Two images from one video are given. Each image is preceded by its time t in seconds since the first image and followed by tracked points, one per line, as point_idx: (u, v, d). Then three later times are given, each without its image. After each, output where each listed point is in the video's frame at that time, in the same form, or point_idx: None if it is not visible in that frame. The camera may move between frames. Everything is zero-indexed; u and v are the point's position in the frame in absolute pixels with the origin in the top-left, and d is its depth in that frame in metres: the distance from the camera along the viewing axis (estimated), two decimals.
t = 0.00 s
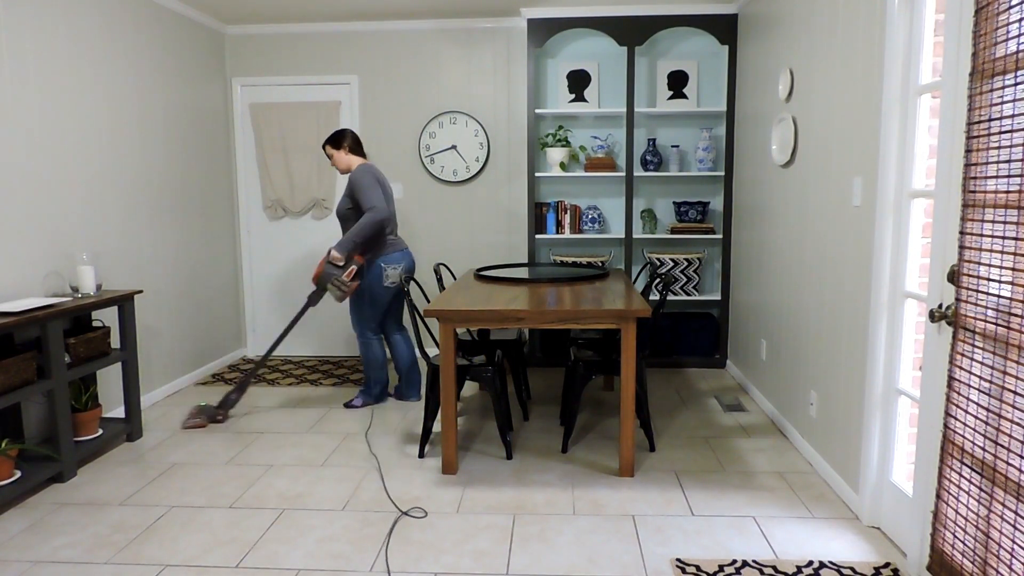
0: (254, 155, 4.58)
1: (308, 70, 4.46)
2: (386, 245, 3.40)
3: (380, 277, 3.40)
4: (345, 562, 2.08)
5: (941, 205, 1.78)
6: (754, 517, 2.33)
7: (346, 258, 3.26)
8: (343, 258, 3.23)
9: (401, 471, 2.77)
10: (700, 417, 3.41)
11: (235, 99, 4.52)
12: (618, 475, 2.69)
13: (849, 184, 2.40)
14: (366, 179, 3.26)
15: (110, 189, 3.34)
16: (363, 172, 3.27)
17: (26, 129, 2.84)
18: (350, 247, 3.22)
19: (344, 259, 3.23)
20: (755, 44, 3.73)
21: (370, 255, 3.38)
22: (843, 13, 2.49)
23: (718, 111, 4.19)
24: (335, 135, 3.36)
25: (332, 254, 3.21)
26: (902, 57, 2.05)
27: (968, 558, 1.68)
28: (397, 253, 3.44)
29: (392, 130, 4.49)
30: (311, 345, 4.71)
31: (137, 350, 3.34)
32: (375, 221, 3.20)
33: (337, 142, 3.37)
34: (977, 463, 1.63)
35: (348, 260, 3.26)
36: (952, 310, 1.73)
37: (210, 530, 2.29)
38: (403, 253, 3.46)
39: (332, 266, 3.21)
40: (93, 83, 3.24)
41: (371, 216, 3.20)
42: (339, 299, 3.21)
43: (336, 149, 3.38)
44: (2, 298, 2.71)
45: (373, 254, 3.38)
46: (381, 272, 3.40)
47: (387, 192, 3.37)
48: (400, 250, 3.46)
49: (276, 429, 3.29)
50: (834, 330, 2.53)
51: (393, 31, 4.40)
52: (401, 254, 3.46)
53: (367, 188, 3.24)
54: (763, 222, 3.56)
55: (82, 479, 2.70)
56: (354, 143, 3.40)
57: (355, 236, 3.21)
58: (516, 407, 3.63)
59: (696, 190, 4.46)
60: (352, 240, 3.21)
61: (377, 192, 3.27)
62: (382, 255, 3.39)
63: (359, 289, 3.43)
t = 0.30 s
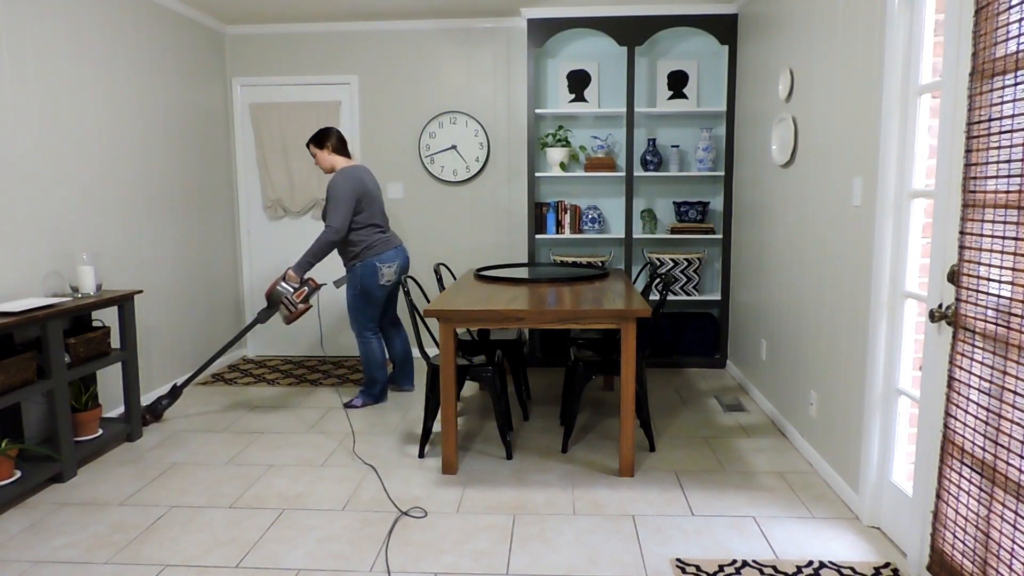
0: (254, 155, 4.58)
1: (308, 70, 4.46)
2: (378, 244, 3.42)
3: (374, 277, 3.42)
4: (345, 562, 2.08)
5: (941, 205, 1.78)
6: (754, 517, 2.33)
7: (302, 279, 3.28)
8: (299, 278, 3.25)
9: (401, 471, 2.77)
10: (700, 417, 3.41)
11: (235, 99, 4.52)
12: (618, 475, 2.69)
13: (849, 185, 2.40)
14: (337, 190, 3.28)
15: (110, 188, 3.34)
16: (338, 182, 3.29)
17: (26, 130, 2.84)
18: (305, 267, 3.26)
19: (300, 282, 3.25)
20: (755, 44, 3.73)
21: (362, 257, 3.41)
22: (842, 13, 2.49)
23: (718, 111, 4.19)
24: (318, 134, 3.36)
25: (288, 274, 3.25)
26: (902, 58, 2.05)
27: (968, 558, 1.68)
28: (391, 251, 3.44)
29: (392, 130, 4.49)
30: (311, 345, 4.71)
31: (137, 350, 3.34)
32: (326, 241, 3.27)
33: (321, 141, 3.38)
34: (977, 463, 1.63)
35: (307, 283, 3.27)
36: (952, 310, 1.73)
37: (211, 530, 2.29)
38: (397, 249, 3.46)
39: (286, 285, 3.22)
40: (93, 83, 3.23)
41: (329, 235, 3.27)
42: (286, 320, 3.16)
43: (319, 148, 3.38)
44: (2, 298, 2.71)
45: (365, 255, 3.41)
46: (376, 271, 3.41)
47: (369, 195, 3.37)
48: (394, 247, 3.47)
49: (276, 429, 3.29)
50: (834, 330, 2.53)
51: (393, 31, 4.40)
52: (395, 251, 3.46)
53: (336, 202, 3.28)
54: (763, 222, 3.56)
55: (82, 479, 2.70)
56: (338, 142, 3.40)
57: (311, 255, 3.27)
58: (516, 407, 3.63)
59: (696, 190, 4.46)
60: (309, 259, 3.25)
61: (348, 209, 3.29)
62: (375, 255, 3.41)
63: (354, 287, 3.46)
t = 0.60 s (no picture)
0: (254, 155, 4.58)
1: (308, 70, 4.46)
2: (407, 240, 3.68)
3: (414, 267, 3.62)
4: (345, 562, 2.08)
5: (941, 205, 1.78)
6: (754, 517, 2.33)
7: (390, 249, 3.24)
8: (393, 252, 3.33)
9: (401, 471, 2.77)
10: (700, 417, 3.41)
11: (235, 99, 4.52)
12: (618, 475, 2.69)
13: (849, 185, 2.40)
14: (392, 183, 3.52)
15: (110, 188, 3.34)
16: (387, 178, 3.51)
17: (26, 130, 2.84)
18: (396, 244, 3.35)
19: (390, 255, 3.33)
20: (755, 44, 3.73)
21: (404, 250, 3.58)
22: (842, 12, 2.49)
23: (718, 111, 4.19)
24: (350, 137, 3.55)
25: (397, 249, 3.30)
26: (902, 58, 2.05)
27: (968, 558, 1.68)
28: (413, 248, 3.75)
29: (392, 130, 4.49)
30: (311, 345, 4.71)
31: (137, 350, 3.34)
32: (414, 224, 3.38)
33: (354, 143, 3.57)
34: (976, 463, 1.63)
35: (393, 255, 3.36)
36: (952, 310, 1.73)
37: (211, 530, 2.29)
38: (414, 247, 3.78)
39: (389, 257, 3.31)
40: (93, 82, 3.23)
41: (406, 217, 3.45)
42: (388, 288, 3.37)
43: (345, 154, 3.53)
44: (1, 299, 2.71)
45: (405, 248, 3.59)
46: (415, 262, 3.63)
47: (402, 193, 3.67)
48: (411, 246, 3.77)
49: (276, 429, 3.29)
50: (834, 330, 2.53)
51: (393, 31, 4.40)
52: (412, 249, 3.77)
53: (394, 193, 3.51)
54: (763, 222, 3.56)
55: (82, 479, 2.70)
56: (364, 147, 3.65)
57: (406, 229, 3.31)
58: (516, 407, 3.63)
59: (696, 190, 4.46)
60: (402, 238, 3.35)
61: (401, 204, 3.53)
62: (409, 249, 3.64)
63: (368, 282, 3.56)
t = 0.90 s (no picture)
0: (253, 155, 4.58)
1: (308, 70, 4.46)
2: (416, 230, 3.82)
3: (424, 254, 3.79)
4: (345, 562, 2.08)
5: (941, 205, 1.78)
6: (754, 517, 2.33)
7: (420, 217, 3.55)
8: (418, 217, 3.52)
9: (401, 471, 2.77)
10: (700, 417, 3.41)
11: (235, 99, 4.52)
12: (618, 475, 2.70)
13: (849, 184, 2.40)
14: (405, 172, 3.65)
15: (110, 188, 3.34)
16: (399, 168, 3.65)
17: (25, 129, 2.83)
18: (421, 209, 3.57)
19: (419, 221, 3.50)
20: (755, 44, 3.73)
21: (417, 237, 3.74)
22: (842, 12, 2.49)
23: (718, 111, 4.19)
24: (356, 137, 3.61)
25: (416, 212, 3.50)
26: (902, 58, 2.05)
27: (968, 558, 1.68)
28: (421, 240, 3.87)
29: (392, 130, 4.49)
30: (311, 345, 4.71)
31: (137, 350, 3.34)
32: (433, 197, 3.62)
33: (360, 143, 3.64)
34: (976, 463, 1.63)
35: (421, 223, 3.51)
36: (952, 310, 1.73)
37: (211, 530, 2.29)
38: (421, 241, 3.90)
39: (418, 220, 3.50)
40: (93, 82, 3.24)
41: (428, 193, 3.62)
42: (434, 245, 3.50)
43: (353, 152, 3.61)
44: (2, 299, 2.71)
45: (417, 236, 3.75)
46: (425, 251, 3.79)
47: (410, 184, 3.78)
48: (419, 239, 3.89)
49: (276, 429, 3.29)
50: (834, 330, 2.53)
51: (393, 31, 4.40)
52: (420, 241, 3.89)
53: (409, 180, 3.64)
54: (763, 221, 3.56)
55: (82, 479, 2.70)
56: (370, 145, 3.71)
57: (430, 201, 3.58)
58: (516, 407, 3.63)
59: (696, 190, 4.46)
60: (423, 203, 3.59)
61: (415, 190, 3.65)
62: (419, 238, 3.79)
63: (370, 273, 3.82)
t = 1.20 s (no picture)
0: (253, 155, 4.58)
1: (308, 70, 4.46)
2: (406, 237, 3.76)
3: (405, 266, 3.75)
4: (345, 562, 2.08)
5: (941, 205, 1.78)
6: (754, 517, 2.33)
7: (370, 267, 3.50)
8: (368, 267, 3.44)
9: (401, 471, 2.78)
10: (699, 417, 3.41)
11: (235, 99, 4.52)
12: (618, 474, 2.70)
13: (849, 185, 2.40)
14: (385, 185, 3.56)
15: (110, 188, 3.34)
16: (381, 179, 3.56)
17: (25, 129, 2.84)
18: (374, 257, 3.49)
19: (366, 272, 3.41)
20: (755, 44, 3.73)
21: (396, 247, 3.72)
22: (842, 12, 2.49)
23: (718, 111, 4.19)
24: (346, 137, 3.59)
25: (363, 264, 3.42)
26: (902, 58, 2.05)
27: (968, 558, 1.68)
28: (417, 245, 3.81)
29: (392, 130, 4.49)
30: (311, 345, 4.71)
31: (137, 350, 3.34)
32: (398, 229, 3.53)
33: (348, 144, 3.61)
34: (976, 463, 1.63)
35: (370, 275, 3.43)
36: (952, 310, 1.73)
37: (211, 530, 2.29)
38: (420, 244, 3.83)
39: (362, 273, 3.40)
40: (93, 82, 3.24)
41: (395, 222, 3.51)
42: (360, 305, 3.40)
43: (345, 152, 3.59)
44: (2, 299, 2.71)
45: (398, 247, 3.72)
46: (407, 263, 3.75)
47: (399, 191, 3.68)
48: (417, 242, 3.83)
49: (276, 429, 3.29)
50: (835, 330, 2.53)
51: (393, 31, 4.40)
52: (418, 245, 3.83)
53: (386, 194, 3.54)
54: (763, 222, 3.56)
55: (82, 480, 2.70)
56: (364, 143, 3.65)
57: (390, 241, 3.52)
58: (516, 407, 3.63)
59: (696, 189, 4.46)
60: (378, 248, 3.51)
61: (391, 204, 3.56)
62: (405, 246, 3.74)
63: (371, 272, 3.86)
